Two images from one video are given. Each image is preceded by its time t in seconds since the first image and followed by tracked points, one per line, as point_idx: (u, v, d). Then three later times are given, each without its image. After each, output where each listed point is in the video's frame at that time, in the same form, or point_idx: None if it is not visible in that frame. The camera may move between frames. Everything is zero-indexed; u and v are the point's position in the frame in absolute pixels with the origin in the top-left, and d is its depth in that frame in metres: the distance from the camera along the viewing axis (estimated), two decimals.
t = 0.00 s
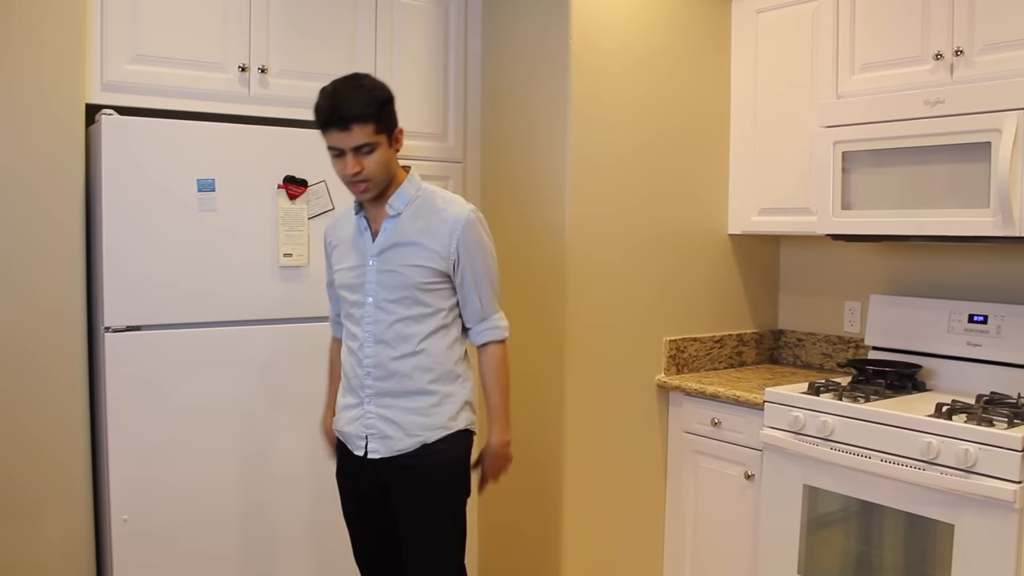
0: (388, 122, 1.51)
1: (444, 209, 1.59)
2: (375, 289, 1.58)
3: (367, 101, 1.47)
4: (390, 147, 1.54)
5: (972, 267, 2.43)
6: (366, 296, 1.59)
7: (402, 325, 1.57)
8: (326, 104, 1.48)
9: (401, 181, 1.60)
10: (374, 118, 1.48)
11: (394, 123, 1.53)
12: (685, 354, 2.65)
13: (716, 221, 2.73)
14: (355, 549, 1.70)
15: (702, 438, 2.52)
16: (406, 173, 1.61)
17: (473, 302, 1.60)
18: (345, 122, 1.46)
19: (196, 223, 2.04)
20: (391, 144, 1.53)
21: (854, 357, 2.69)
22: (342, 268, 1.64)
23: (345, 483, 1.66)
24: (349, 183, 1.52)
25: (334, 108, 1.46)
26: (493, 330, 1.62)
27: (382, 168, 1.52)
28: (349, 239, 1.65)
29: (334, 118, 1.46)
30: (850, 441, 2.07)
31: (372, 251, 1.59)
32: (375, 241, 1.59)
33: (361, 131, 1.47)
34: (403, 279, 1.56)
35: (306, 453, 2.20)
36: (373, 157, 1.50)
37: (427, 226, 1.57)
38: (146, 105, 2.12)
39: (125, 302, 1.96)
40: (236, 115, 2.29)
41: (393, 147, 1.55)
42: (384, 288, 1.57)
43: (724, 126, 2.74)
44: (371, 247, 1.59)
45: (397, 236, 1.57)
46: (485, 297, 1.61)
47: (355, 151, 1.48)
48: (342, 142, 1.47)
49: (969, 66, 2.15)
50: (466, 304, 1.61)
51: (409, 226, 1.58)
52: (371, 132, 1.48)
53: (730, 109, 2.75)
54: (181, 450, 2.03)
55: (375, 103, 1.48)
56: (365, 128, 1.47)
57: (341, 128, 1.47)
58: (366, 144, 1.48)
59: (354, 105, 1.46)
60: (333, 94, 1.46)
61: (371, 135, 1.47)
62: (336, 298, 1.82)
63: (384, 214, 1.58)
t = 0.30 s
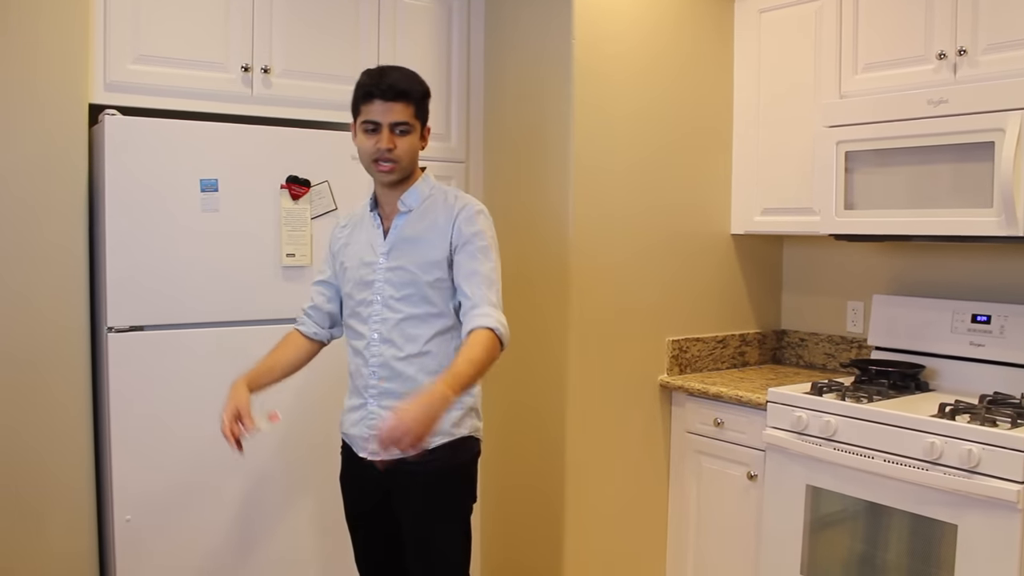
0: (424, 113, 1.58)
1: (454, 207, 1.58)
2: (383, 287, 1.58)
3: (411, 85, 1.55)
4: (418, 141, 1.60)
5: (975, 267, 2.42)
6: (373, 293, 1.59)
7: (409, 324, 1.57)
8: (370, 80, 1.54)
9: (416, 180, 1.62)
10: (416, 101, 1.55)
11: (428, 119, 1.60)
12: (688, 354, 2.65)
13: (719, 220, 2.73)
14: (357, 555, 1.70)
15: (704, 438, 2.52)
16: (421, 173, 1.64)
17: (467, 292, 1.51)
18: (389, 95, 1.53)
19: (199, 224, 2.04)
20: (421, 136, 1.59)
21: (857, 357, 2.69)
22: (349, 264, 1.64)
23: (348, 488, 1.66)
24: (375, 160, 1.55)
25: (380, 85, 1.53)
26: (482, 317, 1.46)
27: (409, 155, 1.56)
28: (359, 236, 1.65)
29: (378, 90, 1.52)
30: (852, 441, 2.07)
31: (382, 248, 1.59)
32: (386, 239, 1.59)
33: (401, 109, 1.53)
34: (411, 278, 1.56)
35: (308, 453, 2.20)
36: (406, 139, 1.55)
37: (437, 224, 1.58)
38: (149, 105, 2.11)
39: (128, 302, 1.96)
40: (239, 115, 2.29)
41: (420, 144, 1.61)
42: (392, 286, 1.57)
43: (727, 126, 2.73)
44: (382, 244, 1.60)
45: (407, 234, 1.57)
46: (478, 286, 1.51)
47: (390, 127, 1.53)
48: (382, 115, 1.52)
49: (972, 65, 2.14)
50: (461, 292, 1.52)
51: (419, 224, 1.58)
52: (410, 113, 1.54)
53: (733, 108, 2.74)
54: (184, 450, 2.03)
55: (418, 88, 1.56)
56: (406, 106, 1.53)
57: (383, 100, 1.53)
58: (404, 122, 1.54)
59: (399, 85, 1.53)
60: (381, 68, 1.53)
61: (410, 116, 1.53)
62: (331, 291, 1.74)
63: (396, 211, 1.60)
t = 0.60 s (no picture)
0: (427, 118, 1.61)
1: (447, 214, 1.58)
2: (374, 293, 1.57)
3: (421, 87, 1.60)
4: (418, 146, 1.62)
5: (969, 272, 2.43)
6: (364, 299, 1.59)
7: (399, 332, 1.56)
8: (381, 74, 1.57)
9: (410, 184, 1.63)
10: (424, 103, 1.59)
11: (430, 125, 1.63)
12: (682, 359, 2.65)
13: (714, 225, 2.74)
14: (343, 561, 1.69)
15: (698, 443, 2.52)
16: (415, 178, 1.65)
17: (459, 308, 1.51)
18: (401, 89, 1.56)
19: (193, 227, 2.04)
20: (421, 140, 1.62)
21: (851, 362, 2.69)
22: (342, 270, 1.64)
23: (337, 498, 1.65)
24: (377, 152, 1.55)
25: (392, 79, 1.56)
26: (475, 338, 1.47)
27: (410, 153, 1.58)
28: (352, 241, 1.65)
29: (391, 82, 1.56)
30: (846, 446, 2.07)
31: (374, 254, 1.59)
32: (378, 244, 1.59)
33: (410, 106, 1.56)
34: (402, 284, 1.55)
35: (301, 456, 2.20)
36: (410, 136, 1.57)
37: (429, 230, 1.57)
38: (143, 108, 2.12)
39: (122, 305, 1.96)
40: (234, 119, 2.29)
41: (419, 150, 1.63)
42: (384, 293, 1.56)
43: (721, 131, 2.74)
44: (373, 250, 1.60)
45: (399, 239, 1.57)
46: (471, 302, 1.51)
47: (397, 121, 1.55)
48: (391, 107, 1.54)
49: (966, 71, 2.15)
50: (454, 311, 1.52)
51: (412, 230, 1.58)
52: (418, 112, 1.58)
53: (728, 113, 2.75)
54: (176, 454, 2.03)
55: (427, 91, 1.60)
56: (414, 104, 1.57)
57: (394, 93, 1.56)
58: (411, 119, 1.56)
59: (411, 82, 1.57)
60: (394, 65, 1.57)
61: (418, 113, 1.56)
62: (325, 301, 1.74)
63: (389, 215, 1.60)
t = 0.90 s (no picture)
0: (416, 122, 1.61)
1: (435, 219, 1.57)
2: (361, 299, 1.56)
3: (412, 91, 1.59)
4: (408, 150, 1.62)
5: (966, 274, 2.43)
6: (352, 305, 1.58)
7: (384, 338, 1.54)
8: (372, 78, 1.57)
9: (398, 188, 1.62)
10: (413, 107, 1.58)
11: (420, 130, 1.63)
12: (680, 361, 2.65)
13: (711, 227, 2.74)
14: (347, 566, 1.69)
15: (697, 445, 2.52)
16: (403, 181, 1.63)
17: (466, 317, 1.58)
18: (390, 93, 1.56)
19: (191, 232, 2.04)
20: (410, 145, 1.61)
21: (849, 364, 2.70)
22: (333, 277, 1.64)
23: (335, 504, 1.64)
24: (365, 157, 1.54)
25: (383, 83, 1.56)
26: (488, 344, 1.59)
27: (399, 158, 1.57)
28: (342, 248, 1.65)
29: (381, 86, 1.55)
30: (844, 448, 2.07)
31: (361, 260, 1.58)
32: (365, 250, 1.58)
33: (400, 110, 1.56)
34: (388, 290, 1.54)
35: (300, 461, 2.20)
36: (399, 141, 1.56)
37: (416, 235, 1.56)
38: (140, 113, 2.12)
39: (119, 310, 1.96)
40: (231, 123, 2.29)
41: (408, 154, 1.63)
42: (370, 299, 1.55)
43: (718, 133, 2.74)
44: (360, 255, 1.59)
45: (384, 244, 1.56)
46: (478, 311, 1.58)
47: (386, 126, 1.55)
48: (380, 112, 1.54)
49: (962, 74, 2.15)
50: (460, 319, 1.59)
51: (398, 235, 1.57)
52: (407, 116, 1.57)
53: (725, 115, 2.75)
54: (175, 459, 2.03)
55: (417, 95, 1.59)
56: (404, 108, 1.56)
57: (383, 98, 1.55)
58: (400, 124, 1.56)
59: (402, 87, 1.57)
60: (385, 68, 1.57)
61: (408, 118, 1.56)
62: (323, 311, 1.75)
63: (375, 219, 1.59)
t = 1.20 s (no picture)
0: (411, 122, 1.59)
1: (434, 214, 1.54)
2: (363, 298, 1.56)
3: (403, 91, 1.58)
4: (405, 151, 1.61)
5: (971, 275, 2.43)
6: (355, 305, 1.58)
7: (385, 337, 1.54)
8: (362, 83, 1.56)
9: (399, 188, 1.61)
10: (406, 109, 1.57)
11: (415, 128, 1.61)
12: (684, 362, 2.65)
13: (715, 228, 2.74)
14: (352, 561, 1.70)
15: (700, 446, 2.52)
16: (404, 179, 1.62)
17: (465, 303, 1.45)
18: (382, 99, 1.54)
19: (196, 230, 2.04)
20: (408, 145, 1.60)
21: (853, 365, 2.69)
22: (338, 276, 1.64)
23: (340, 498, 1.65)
24: (364, 165, 1.54)
25: (374, 90, 1.54)
26: (494, 326, 1.40)
27: (397, 161, 1.57)
28: (347, 248, 1.64)
29: (371, 93, 1.54)
30: (848, 449, 2.07)
31: (362, 259, 1.57)
32: (366, 249, 1.57)
33: (393, 114, 1.55)
34: (387, 289, 1.53)
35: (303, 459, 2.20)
36: (396, 145, 1.55)
37: (416, 232, 1.54)
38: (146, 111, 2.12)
39: (124, 308, 1.96)
40: (236, 122, 2.30)
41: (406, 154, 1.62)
42: (373, 299, 1.55)
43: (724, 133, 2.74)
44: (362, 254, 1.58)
45: (384, 242, 1.55)
46: (477, 295, 1.44)
47: (382, 132, 1.54)
48: (374, 120, 1.52)
49: (968, 75, 2.15)
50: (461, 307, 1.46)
51: (398, 233, 1.55)
52: (401, 119, 1.56)
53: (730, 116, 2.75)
54: (178, 457, 2.03)
55: (410, 94, 1.58)
56: (397, 111, 1.55)
57: (376, 104, 1.54)
58: (395, 127, 1.55)
59: (393, 91, 1.55)
60: (374, 72, 1.55)
61: (402, 121, 1.54)
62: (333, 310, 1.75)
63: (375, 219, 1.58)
